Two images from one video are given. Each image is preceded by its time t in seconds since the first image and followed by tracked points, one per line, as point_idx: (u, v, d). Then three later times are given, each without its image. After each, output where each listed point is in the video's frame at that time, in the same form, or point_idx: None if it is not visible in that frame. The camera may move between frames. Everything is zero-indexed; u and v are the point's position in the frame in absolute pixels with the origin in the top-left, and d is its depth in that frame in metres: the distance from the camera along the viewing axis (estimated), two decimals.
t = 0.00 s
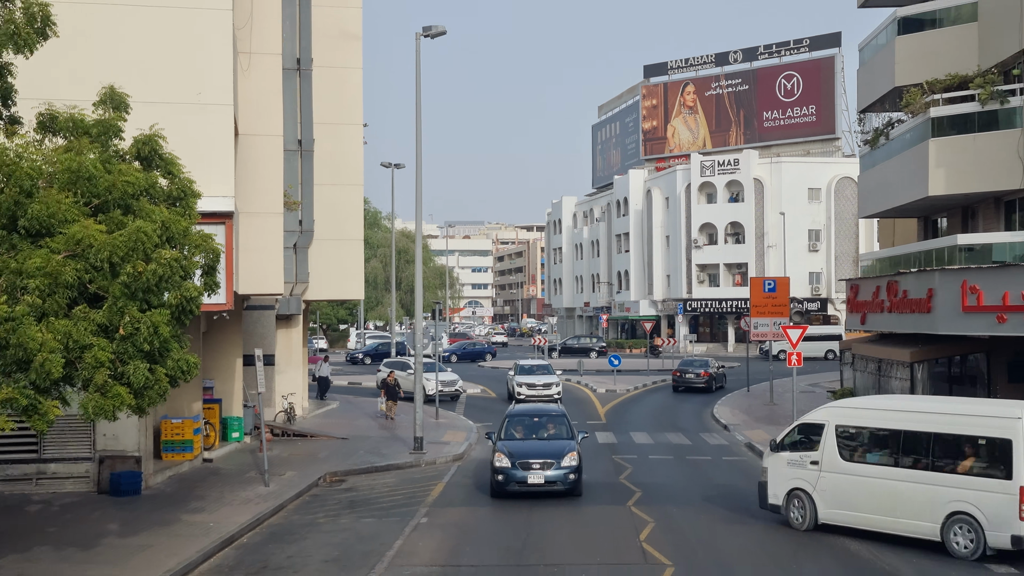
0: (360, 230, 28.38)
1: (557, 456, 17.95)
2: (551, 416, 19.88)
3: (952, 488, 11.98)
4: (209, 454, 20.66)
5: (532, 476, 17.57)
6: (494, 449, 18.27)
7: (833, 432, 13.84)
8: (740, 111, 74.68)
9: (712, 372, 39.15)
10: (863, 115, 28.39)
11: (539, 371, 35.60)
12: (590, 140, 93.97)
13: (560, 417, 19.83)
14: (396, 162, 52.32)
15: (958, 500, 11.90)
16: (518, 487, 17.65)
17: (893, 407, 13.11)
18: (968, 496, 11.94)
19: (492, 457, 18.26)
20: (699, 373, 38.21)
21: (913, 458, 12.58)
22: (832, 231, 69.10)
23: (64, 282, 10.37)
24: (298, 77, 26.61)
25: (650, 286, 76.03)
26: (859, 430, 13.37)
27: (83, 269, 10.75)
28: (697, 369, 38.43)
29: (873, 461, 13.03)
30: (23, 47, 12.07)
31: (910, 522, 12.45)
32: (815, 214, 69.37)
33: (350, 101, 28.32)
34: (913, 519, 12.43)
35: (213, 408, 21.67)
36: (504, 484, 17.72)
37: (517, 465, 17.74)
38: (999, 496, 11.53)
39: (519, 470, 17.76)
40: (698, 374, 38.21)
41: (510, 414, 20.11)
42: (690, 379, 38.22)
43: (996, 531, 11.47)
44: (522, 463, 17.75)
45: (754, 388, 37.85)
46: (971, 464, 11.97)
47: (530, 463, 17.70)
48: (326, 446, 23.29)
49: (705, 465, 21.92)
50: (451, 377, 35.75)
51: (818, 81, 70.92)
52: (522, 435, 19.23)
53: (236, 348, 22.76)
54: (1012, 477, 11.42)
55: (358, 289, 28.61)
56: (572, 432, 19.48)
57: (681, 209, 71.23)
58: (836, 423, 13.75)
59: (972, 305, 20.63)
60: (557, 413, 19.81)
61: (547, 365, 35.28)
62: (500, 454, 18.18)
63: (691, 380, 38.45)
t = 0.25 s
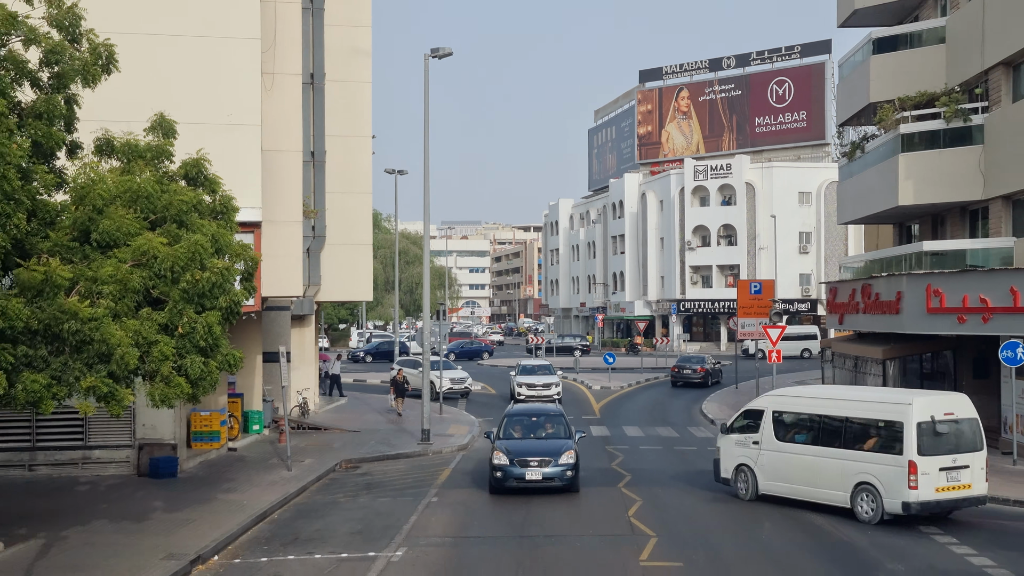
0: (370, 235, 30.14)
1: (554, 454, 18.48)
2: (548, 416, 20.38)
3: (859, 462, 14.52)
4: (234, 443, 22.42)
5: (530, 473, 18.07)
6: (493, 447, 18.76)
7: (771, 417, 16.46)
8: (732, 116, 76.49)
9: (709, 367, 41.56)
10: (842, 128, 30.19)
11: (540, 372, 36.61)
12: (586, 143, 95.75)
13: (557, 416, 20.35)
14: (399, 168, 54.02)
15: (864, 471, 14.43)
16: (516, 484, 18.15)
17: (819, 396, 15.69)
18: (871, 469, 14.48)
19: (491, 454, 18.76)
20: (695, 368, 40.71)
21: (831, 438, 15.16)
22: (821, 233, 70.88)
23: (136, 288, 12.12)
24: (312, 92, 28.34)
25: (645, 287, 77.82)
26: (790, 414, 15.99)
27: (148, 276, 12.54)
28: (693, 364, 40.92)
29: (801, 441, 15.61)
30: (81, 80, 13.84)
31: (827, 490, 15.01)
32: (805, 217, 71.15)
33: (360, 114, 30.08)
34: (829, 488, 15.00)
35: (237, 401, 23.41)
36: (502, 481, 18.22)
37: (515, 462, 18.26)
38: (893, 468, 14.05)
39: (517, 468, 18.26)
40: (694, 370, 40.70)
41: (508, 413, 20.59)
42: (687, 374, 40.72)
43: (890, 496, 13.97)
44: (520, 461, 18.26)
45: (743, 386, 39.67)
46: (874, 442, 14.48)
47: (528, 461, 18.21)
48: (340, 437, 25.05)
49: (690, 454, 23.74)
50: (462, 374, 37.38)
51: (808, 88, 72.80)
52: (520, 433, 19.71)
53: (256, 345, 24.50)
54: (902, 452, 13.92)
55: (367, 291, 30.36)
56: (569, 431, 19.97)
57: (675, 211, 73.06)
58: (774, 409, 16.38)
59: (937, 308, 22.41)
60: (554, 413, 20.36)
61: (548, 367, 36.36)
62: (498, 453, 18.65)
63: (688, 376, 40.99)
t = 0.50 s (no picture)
0: (378, 239, 31.82)
1: (553, 450, 18.65)
2: (546, 413, 20.55)
3: (793, 441, 16.82)
4: (256, 433, 24.20)
5: (529, 469, 18.21)
6: (492, 444, 18.88)
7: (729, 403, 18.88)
8: (726, 121, 78.32)
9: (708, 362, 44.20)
10: (824, 138, 31.95)
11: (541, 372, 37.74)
12: (584, 147, 97.58)
13: (555, 413, 20.55)
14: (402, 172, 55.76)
15: (796, 449, 16.75)
16: (515, 481, 18.26)
17: (765, 384, 18.02)
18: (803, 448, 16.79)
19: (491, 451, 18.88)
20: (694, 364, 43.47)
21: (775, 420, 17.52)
22: (813, 234, 72.73)
23: (189, 288, 13.99)
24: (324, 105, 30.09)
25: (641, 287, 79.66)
26: (743, 401, 18.37)
27: (197, 276, 14.43)
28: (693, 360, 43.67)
29: (750, 423, 17.99)
30: (133, 105, 15.66)
31: (768, 466, 17.38)
32: (797, 219, 72.95)
33: (370, 124, 31.86)
34: (770, 465, 17.35)
35: (257, 394, 25.17)
36: (501, 477, 18.35)
37: (514, 459, 18.41)
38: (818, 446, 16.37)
39: (516, 464, 18.40)
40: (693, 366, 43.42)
41: (507, 410, 20.74)
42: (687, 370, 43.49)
43: (814, 470, 16.27)
44: (519, 457, 18.40)
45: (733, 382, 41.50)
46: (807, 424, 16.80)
47: (527, 457, 18.36)
48: (353, 428, 26.83)
49: (678, 443, 25.58)
50: (470, 372, 38.93)
51: (800, 93, 74.69)
52: (519, 430, 19.90)
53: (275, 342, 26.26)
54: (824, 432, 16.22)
55: (376, 292, 32.14)
56: (567, 428, 20.18)
57: (670, 213, 74.88)
58: (729, 396, 18.78)
59: (906, 307, 24.29)
60: (552, 410, 20.57)
61: (548, 367, 37.53)
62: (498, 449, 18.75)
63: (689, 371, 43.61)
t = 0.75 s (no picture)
0: (386, 241, 33.60)
1: (552, 446, 19.18)
2: (545, 410, 21.10)
3: (743, 425, 19.36)
4: (275, 424, 25.95)
5: (528, 465, 18.77)
6: (493, 441, 19.45)
7: (695, 392, 21.42)
8: (720, 125, 80.15)
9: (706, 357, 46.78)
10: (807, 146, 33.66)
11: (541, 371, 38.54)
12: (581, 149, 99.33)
13: (553, 410, 21.08)
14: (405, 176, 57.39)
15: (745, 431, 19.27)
16: (515, 476, 18.86)
17: (725, 375, 20.52)
18: (751, 430, 19.29)
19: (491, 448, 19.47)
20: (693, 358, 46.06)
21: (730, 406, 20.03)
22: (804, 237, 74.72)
23: (227, 290, 15.82)
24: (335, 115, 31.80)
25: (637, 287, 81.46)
26: (706, 390, 20.88)
27: (234, 281, 16.24)
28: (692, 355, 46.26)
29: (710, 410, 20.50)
30: (174, 125, 17.44)
31: (722, 447, 19.90)
32: (788, 221, 74.91)
33: (377, 133, 33.58)
34: (727, 446, 19.86)
35: (275, 388, 26.91)
36: (502, 473, 18.98)
37: (514, 455, 19.01)
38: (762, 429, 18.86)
39: (515, 460, 19.02)
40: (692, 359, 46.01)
41: (506, 408, 21.30)
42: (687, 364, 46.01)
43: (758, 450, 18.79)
44: (519, 454, 19.00)
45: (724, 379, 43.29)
46: (755, 409, 19.30)
47: (526, 454, 18.94)
48: (363, 420, 28.58)
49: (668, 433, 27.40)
50: (479, 369, 40.58)
51: (792, 98, 76.64)
52: (519, 428, 20.46)
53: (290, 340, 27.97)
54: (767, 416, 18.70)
55: (384, 292, 33.80)
56: (565, 424, 20.74)
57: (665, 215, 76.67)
58: (696, 385, 21.30)
59: (879, 307, 26.12)
60: (551, 407, 21.06)
61: (549, 366, 38.42)
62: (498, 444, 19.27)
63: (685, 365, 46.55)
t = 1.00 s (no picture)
0: (392, 245, 35.41)
1: (550, 445, 19.64)
2: (543, 409, 21.58)
3: (704, 412, 21.86)
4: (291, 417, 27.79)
5: (526, 464, 19.21)
6: (492, 440, 19.90)
7: (670, 383, 23.94)
8: (714, 128, 82.02)
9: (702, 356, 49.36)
10: (792, 155, 35.44)
11: (539, 372, 38.57)
12: (578, 151, 101.21)
13: (552, 409, 21.55)
14: (408, 181, 59.38)
15: (706, 418, 21.74)
16: (514, 474, 19.34)
17: (695, 367, 23.02)
18: (711, 417, 21.76)
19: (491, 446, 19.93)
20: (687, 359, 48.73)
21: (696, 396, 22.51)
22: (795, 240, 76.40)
23: (259, 293, 17.72)
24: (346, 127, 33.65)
25: (633, 287, 83.40)
26: (677, 382, 23.37)
27: (265, 283, 18.27)
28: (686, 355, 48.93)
29: (680, 399, 23.05)
30: (207, 143, 19.27)
31: (688, 433, 22.42)
32: (780, 224, 76.68)
33: (384, 144, 35.43)
34: (691, 431, 22.40)
35: (291, 383, 28.72)
36: (500, 471, 19.41)
37: (512, 453, 19.45)
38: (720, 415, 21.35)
39: (514, 458, 19.46)
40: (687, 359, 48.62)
41: (506, 407, 21.76)
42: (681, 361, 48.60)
43: (715, 434, 21.27)
44: (517, 452, 19.46)
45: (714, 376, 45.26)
46: (715, 399, 21.74)
47: (524, 452, 19.38)
48: (373, 414, 30.46)
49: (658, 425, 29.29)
50: (486, 368, 42.14)
51: (784, 103, 78.63)
52: (518, 426, 20.98)
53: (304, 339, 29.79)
54: (723, 404, 21.20)
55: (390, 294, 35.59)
56: (564, 423, 21.22)
57: (660, 217, 78.55)
58: (671, 377, 23.85)
59: (855, 307, 27.98)
60: (550, 405, 21.53)
61: (547, 367, 38.49)
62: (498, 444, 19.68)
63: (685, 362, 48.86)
